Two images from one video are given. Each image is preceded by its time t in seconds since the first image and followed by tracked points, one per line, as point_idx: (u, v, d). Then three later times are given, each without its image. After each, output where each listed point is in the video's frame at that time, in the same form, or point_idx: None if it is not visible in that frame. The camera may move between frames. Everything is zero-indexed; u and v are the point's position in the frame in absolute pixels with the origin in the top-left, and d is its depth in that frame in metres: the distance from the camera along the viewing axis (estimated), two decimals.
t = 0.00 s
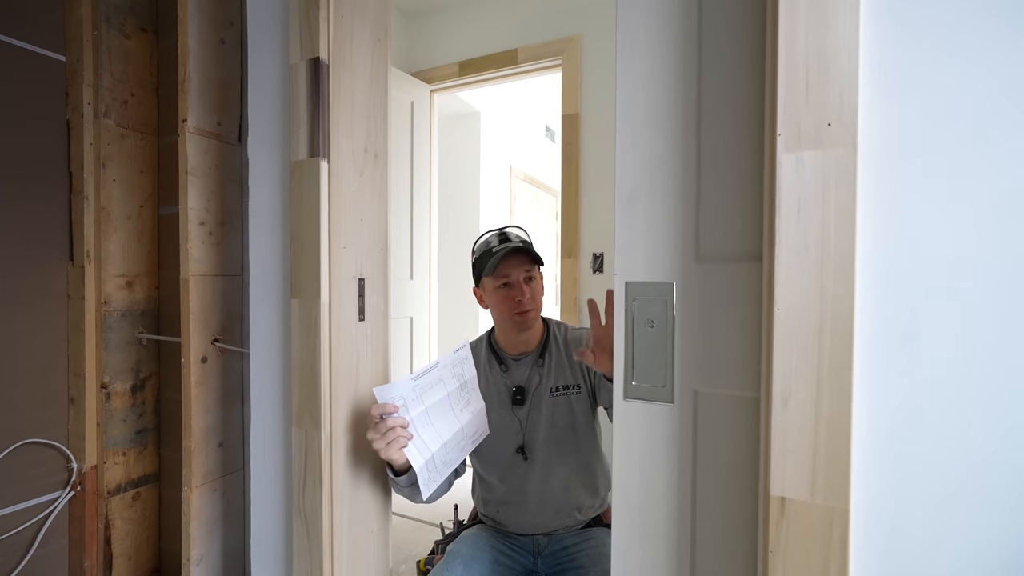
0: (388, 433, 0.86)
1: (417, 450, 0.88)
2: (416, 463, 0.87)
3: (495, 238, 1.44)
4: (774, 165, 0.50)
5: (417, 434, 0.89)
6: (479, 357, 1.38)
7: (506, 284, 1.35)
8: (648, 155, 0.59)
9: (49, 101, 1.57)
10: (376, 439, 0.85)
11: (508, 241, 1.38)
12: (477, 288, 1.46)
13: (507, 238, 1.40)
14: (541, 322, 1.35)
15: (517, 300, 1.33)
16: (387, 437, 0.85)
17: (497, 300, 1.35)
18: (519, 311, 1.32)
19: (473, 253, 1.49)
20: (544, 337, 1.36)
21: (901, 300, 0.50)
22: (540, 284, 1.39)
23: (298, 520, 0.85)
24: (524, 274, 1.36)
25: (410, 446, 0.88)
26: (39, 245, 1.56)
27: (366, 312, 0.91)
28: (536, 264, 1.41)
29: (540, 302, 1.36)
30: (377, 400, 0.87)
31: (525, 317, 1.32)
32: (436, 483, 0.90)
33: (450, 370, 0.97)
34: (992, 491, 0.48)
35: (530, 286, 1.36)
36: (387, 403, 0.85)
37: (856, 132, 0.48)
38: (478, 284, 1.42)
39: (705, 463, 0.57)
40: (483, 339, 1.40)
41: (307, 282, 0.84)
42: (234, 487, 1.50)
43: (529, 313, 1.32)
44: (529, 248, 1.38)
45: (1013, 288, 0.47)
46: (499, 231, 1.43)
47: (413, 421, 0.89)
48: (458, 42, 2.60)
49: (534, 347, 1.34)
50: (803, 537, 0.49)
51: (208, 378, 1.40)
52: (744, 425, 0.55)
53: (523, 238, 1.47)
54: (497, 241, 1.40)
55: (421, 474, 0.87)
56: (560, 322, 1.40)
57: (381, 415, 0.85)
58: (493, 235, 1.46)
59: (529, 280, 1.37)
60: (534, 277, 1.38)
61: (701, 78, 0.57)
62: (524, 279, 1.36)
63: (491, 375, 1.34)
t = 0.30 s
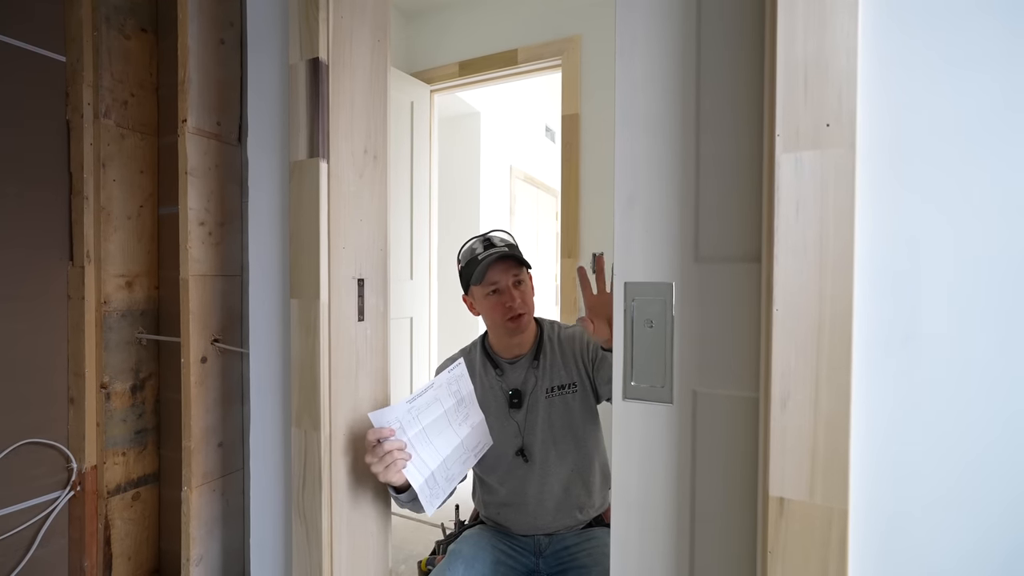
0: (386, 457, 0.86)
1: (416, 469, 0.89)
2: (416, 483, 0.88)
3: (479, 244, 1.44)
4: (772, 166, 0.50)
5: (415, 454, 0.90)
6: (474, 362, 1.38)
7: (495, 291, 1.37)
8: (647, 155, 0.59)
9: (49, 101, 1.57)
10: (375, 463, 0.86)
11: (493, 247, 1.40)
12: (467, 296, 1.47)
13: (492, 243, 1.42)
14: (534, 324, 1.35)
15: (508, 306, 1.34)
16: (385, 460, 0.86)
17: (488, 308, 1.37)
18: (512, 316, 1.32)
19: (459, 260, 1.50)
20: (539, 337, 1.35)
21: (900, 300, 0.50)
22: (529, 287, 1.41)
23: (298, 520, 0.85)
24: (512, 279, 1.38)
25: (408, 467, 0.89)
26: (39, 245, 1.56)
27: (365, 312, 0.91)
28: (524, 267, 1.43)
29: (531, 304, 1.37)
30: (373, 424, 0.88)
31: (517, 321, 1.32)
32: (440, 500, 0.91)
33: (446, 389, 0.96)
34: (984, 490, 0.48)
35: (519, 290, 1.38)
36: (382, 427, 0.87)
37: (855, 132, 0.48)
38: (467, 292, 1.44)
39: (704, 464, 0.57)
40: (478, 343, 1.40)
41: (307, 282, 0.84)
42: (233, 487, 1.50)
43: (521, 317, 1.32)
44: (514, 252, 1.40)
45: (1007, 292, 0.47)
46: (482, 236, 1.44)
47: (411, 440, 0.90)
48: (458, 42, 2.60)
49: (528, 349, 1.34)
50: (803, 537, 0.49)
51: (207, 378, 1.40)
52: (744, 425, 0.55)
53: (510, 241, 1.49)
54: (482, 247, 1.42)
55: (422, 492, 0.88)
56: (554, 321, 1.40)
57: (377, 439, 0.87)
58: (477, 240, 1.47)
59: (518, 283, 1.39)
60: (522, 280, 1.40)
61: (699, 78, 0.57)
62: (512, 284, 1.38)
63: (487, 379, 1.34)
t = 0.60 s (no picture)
0: (385, 465, 0.86)
1: (416, 475, 0.89)
2: (415, 490, 0.88)
3: (474, 245, 1.45)
4: (772, 165, 0.50)
5: (414, 461, 0.90)
6: (471, 365, 1.37)
7: (492, 292, 1.38)
8: (646, 154, 0.59)
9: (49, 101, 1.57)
10: (372, 471, 0.86)
11: (489, 248, 1.42)
12: (463, 297, 1.48)
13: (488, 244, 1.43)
14: (531, 325, 1.35)
15: (506, 308, 1.34)
16: (383, 470, 0.86)
17: (484, 309, 1.37)
18: (509, 317, 1.33)
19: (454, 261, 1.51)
20: (536, 338, 1.35)
21: (900, 300, 0.50)
22: (525, 288, 1.42)
23: (299, 520, 0.85)
24: (508, 280, 1.39)
25: (407, 474, 0.89)
26: (39, 244, 1.56)
27: (365, 312, 0.91)
28: (521, 269, 1.44)
29: (528, 305, 1.38)
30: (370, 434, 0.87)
31: (514, 322, 1.32)
32: (439, 504, 0.92)
33: (444, 395, 0.96)
34: (984, 490, 0.48)
35: (516, 290, 1.39)
36: (379, 437, 0.86)
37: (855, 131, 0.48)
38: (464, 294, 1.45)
39: (704, 464, 0.57)
40: (476, 345, 1.40)
41: (307, 281, 0.84)
42: (233, 487, 1.50)
43: (518, 317, 1.33)
44: (510, 253, 1.41)
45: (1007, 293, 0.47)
46: (478, 237, 1.45)
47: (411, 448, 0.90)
48: (458, 42, 2.60)
49: (526, 350, 1.34)
50: (802, 537, 0.49)
51: (207, 378, 1.40)
52: (743, 425, 0.55)
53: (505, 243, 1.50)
54: (478, 248, 1.43)
55: (421, 497, 0.89)
56: (552, 322, 1.40)
57: (376, 448, 0.86)
58: (472, 241, 1.48)
59: (514, 284, 1.40)
60: (519, 280, 1.41)
61: (700, 76, 0.57)
62: (508, 284, 1.39)
63: (485, 381, 1.33)
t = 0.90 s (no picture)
0: (383, 469, 0.86)
1: (414, 478, 0.90)
2: (414, 493, 0.89)
3: (469, 246, 1.45)
4: (771, 167, 0.50)
5: (413, 464, 0.90)
6: (469, 366, 1.37)
7: (487, 291, 1.38)
8: (646, 156, 0.59)
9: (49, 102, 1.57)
10: (371, 476, 0.86)
11: (483, 247, 1.41)
12: (460, 297, 1.48)
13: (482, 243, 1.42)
14: (528, 323, 1.35)
15: (501, 306, 1.34)
16: (382, 473, 0.86)
17: (481, 309, 1.37)
18: (505, 316, 1.33)
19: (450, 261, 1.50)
20: (534, 338, 1.36)
21: (899, 302, 0.50)
22: (521, 286, 1.41)
23: (298, 521, 0.85)
24: (503, 278, 1.39)
25: (406, 476, 0.89)
26: (39, 245, 1.56)
27: (365, 313, 0.91)
28: (517, 266, 1.43)
29: (525, 303, 1.37)
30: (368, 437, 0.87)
31: (510, 322, 1.32)
32: (438, 506, 0.92)
33: (441, 399, 0.96)
34: (984, 491, 0.48)
35: (512, 289, 1.38)
36: (377, 440, 0.86)
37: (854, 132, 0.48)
38: (461, 294, 1.45)
39: (704, 465, 0.57)
40: (475, 346, 1.40)
41: (307, 282, 0.84)
42: (232, 487, 1.50)
43: (514, 317, 1.32)
44: (505, 252, 1.41)
45: (1006, 294, 0.47)
46: (473, 237, 1.45)
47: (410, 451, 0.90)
48: (458, 42, 2.60)
49: (524, 350, 1.34)
50: (802, 538, 0.49)
51: (207, 378, 1.40)
52: (744, 425, 0.55)
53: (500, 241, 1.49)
54: (473, 248, 1.42)
55: (420, 499, 0.89)
56: (549, 321, 1.40)
57: (374, 452, 0.86)
58: (468, 241, 1.48)
59: (510, 282, 1.39)
60: (514, 279, 1.41)
61: (699, 77, 0.57)
62: (503, 283, 1.38)
63: (482, 383, 1.34)
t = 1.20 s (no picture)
0: (381, 472, 0.85)
1: (412, 480, 0.90)
2: (411, 495, 0.89)
3: (469, 245, 1.45)
4: (771, 167, 0.50)
5: (411, 466, 0.90)
6: (468, 367, 1.37)
7: (485, 291, 1.38)
8: (645, 157, 0.59)
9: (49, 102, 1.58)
10: (369, 479, 0.84)
11: (483, 247, 1.41)
12: (459, 297, 1.48)
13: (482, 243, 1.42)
14: (527, 324, 1.35)
15: (500, 306, 1.34)
16: (380, 476, 0.85)
17: (478, 309, 1.38)
18: (503, 317, 1.33)
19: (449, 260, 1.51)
20: (533, 338, 1.36)
21: (898, 302, 0.50)
22: (520, 286, 1.41)
23: (298, 521, 0.85)
24: (502, 279, 1.39)
25: (404, 478, 0.89)
26: (39, 245, 1.56)
27: (365, 313, 0.91)
28: (516, 266, 1.43)
29: (523, 304, 1.37)
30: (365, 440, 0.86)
31: (508, 322, 1.32)
32: (437, 506, 0.93)
33: (438, 401, 0.96)
34: (984, 490, 0.48)
35: (510, 290, 1.38)
36: (375, 443, 0.85)
37: (853, 133, 0.48)
38: (460, 293, 1.45)
39: (704, 466, 0.57)
40: (474, 347, 1.40)
41: (307, 282, 0.84)
42: (233, 488, 1.50)
43: (512, 317, 1.32)
44: (504, 253, 1.41)
45: (1005, 294, 0.48)
46: (473, 236, 1.45)
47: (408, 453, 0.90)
48: (458, 42, 2.60)
49: (524, 351, 1.34)
50: (803, 538, 0.49)
51: (208, 379, 1.40)
52: (744, 426, 0.55)
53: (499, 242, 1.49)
54: (473, 247, 1.43)
55: (418, 502, 0.89)
56: (548, 322, 1.40)
57: (371, 455, 0.85)
58: (468, 240, 1.48)
59: (508, 283, 1.39)
60: (513, 280, 1.41)
61: (699, 78, 0.57)
62: (502, 283, 1.39)
63: (481, 383, 1.34)
